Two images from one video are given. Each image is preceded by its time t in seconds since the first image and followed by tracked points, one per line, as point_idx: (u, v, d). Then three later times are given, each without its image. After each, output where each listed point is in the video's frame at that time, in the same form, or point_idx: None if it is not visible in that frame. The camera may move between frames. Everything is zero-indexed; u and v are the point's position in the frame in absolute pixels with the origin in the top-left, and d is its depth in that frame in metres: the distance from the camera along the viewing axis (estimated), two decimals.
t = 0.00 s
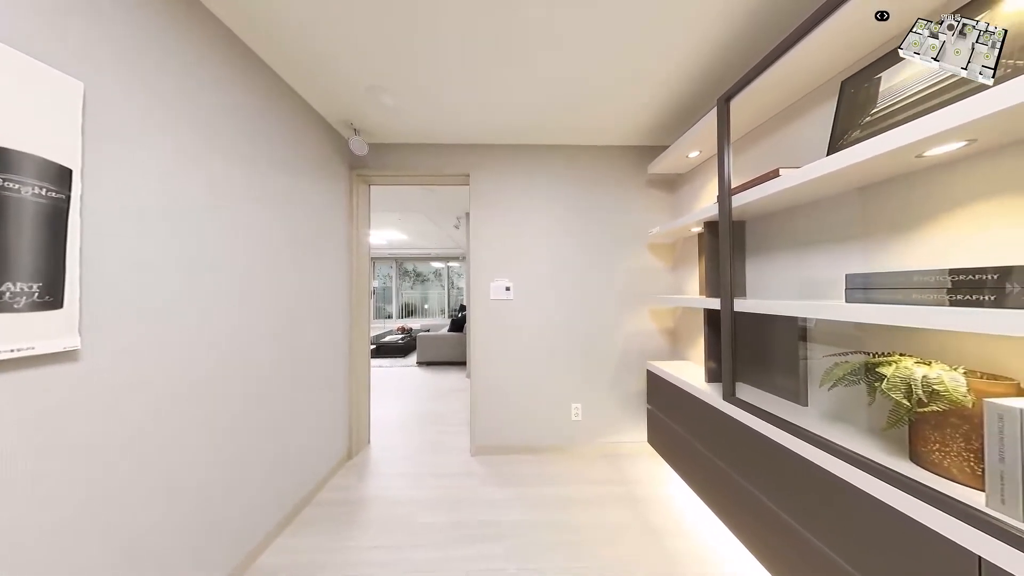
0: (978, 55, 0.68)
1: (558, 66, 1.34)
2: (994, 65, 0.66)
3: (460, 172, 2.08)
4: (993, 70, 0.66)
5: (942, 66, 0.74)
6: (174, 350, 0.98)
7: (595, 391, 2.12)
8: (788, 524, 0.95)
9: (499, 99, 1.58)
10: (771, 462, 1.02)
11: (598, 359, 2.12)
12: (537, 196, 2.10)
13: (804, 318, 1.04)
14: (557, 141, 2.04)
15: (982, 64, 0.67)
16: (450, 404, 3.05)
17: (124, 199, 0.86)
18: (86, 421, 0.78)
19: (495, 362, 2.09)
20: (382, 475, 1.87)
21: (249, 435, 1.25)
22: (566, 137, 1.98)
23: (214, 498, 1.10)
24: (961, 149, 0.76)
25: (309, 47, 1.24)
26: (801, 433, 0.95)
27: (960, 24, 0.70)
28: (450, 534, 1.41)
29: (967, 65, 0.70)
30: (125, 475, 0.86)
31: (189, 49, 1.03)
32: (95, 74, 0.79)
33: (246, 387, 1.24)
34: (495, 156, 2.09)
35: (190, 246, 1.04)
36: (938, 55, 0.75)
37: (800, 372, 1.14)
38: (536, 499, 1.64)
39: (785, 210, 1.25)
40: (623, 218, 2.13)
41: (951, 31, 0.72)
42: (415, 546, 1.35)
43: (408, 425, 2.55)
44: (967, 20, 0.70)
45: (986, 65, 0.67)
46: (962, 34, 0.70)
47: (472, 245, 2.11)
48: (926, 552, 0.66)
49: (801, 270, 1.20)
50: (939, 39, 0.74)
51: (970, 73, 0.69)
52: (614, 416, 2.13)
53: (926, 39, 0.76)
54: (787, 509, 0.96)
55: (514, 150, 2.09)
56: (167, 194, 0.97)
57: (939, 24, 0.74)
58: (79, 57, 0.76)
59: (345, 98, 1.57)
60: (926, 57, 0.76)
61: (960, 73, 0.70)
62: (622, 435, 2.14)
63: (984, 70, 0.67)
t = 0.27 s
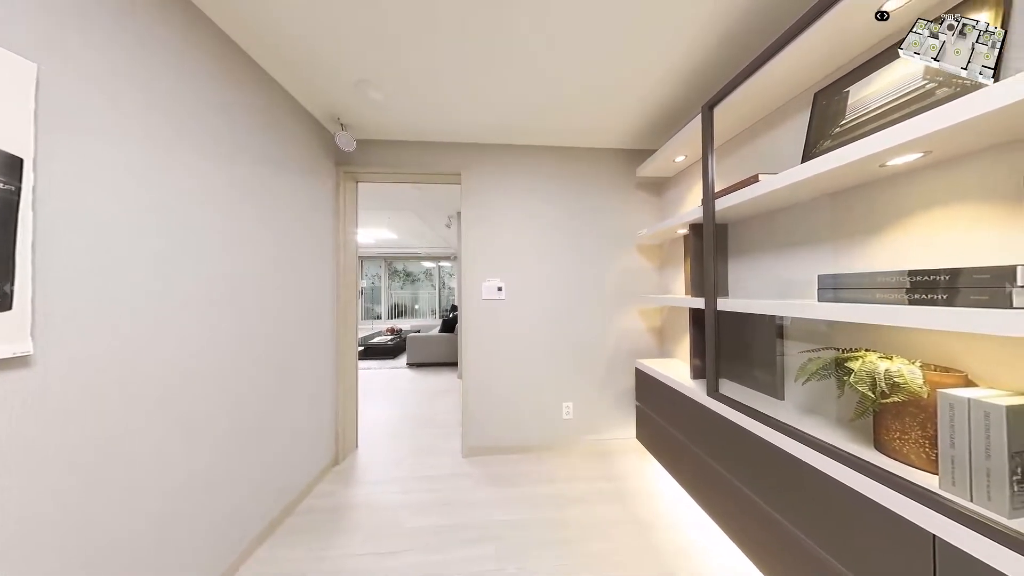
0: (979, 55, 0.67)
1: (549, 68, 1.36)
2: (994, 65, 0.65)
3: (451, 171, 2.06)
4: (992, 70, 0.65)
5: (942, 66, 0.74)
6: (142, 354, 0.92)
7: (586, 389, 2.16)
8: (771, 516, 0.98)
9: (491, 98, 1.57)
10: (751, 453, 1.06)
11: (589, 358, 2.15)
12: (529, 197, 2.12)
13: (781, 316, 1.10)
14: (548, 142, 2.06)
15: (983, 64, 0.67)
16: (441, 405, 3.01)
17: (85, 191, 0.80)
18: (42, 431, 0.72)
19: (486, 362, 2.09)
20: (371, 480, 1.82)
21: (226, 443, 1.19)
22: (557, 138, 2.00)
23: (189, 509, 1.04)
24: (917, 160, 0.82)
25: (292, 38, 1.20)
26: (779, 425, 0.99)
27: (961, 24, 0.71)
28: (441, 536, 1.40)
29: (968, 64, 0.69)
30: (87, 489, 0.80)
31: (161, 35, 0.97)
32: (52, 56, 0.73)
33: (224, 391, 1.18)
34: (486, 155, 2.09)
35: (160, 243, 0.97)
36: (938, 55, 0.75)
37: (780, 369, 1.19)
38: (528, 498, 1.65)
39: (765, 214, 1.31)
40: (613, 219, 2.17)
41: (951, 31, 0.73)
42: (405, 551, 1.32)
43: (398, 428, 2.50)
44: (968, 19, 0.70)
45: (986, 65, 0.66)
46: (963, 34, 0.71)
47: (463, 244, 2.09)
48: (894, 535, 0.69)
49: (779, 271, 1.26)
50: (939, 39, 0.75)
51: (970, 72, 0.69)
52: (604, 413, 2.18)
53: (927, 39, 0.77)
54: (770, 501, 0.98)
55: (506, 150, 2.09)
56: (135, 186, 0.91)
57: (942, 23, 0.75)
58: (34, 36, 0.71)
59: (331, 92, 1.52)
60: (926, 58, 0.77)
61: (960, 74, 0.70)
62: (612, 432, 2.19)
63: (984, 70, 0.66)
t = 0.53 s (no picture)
0: (978, 56, 0.64)
1: (539, 70, 1.37)
2: (994, 65, 0.63)
3: (443, 170, 2.05)
4: (993, 70, 0.63)
5: (942, 67, 0.70)
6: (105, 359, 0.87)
7: (578, 388, 2.19)
8: (759, 511, 1.00)
9: (482, 98, 1.57)
10: (735, 447, 1.11)
11: (581, 357, 2.18)
12: (521, 197, 2.13)
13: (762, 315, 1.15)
14: (539, 143, 2.08)
15: (982, 65, 0.64)
16: (433, 407, 2.97)
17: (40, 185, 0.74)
18: None
19: (478, 362, 2.08)
20: (359, 485, 1.78)
21: (201, 450, 1.13)
22: (549, 140, 2.03)
23: (159, 522, 0.99)
24: (883, 169, 0.88)
25: (274, 29, 1.16)
26: (766, 422, 1.01)
27: (962, 23, 0.66)
28: (432, 540, 1.38)
29: (967, 65, 0.66)
30: (43, 505, 0.74)
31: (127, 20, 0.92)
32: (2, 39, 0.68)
33: (200, 396, 1.13)
34: (478, 155, 2.08)
35: (128, 241, 0.92)
36: (936, 56, 0.70)
37: (760, 365, 1.25)
38: (519, 498, 1.65)
39: (746, 217, 1.38)
40: (604, 220, 2.21)
41: (951, 30, 0.67)
42: (394, 556, 1.30)
43: (389, 431, 2.45)
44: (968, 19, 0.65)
45: (986, 66, 0.64)
46: (963, 34, 0.66)
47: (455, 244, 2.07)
48: (873, 526, 0.72)
49: (759, 272, 1.32)
50: (938, 39, 0.69)
51: (969, 73, 0.66)
52: (595, 412, 2.21)
53: (925, 40, 0.71)
54: (758, 496, 1.01)
55: (498, 150, 2.09)
56: (98, 180, 0.85)
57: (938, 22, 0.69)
58: None
59: (316, 85, 1.48)
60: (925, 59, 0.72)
61: (960, 73, 0.67)
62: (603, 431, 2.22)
63: (984, 70, 0.64)
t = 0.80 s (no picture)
0: (978, 56, 0.64)
1: (530, 72, 1.38)
2: (993, 66, 0.63)
3: (434, 169, 2.02)
4: (993, 70, 0.62)
5: (940, 67, 0.70)
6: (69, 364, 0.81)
7: (569, 386, 2.21)
8: (745, 506, 1.03)
9: (474, 98, 1.57)
10: (720, 442, 1.14)
11: (572, 356, 2.21)
12: (513, 197, 2.13)
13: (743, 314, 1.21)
14: (531, 144, 2.09)
15: (981, 65, 0.64)
16: (423, 408, 2.92)
17: None
18: None
19: (470, 363, 2.06)
20: (347, 490, 1.72)
21: (175, 460, 1.07)
22: (540, 141, 2.04)
23: (127, 538, 0.93)
24: (851, 176, 0.94)
25: (256, 18, 1.11)
26: (753, 419, 1.04)
27: (962, 23, 0.66)
28: (423, 543, 1.36)
29: (966, 66, 0.66)
30: None
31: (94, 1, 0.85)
32: None
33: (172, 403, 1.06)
34: (469, 154, 2.07)
35: (91, 237, 0.85)
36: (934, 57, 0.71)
37: (741, 361, 1.31)
38: (512, 498, 1.65)
39: (728, 220, 1.44)
40: (594, 221, 2.25)
41: (951, 30, 0.67)
42: (383, 562, 1.27)
43: (377, 434, 2.39)
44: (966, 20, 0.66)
45: (986, 66, 0.64)
46: (963, 34, 0.66)
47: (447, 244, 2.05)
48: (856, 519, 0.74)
49: (740, 272, 1.39)
50: (938, 39, 0.69)
51: (969, 73, 0.65)
52: (586, 410, 2.25)
53: (924, 40, 0.70)
54: (742, 490, 1.04)
55: (490, 149, 2.09)
56: (57, 171, 0.79)
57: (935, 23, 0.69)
58: None
59: (300, 78, 1.42)
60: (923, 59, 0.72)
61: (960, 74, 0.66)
62: (594, 428, 2.26)
63: (984, 70, 0.63)
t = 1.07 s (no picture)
0: (978, 55, 0.67)
1: (517, 73, 1.39)
2: (993, 65, 0.65)
3: (424, 166, 1.99)
4: (992, 69, 0.65)
5: (942, 66, 0.74)
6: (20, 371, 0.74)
7: (560, 385, 2.24)
8: (729, 498, 1.07)
9: (464, 96, 1.56)
10: (706, 437, 1.18)
11: (562, 355, 2.24)
12: (504, 197, 2.13)
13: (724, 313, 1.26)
14: (522, 144, 2.09)
15: (982, 64, 0.67)
16: (413, 411, 2.87)
17: None
18: None
19: (461, 364, 2.05)
20: (332, 498, 1.67)
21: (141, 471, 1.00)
22: (531, 141, 2.05)
23: (87, 558, 0.86)
24: (822, 184, 1.01)
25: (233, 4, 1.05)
26: (740, 416, 1.06)
27: (962, 24, 0.71)
28: (412, 549, 1.34)
29: (968, 64, 0.69)
30: None
31: None
32: None
33: (138, 410, 0.99)
34: (460, 153, 2.05)
35: (43, 232, 0.78)
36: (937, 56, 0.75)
37: (723, 358, 1.37)
38: (503, 497, 1.66)
39: (711, 223, 1.49)
40: (584, 222, 2.28)
41: (951, 31, 0.72)
42: (369, 570, 1.24)
43: (365, 438, 2.33)
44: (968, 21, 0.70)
45: (986, 65, 0.66)
46: (962, 35, 0.70)
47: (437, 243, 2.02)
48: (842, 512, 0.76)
49: (722, 273, 1.45)
50: (938, 39, 0.74)
51: (970, 72, 0.68)
52: (577, 408, 2.28)
53: (926, 40, 0.76)
54: (727, 483, 1.08)
55: (481, 148, 2.08)
56: None
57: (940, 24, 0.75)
58: None
59: (282, 69, 1.36)
60: (925, 58, 0.77)
61: (960, 73, 0.69)
62: (584, 426, 2.29)
63: (984, 70, 0.66)
